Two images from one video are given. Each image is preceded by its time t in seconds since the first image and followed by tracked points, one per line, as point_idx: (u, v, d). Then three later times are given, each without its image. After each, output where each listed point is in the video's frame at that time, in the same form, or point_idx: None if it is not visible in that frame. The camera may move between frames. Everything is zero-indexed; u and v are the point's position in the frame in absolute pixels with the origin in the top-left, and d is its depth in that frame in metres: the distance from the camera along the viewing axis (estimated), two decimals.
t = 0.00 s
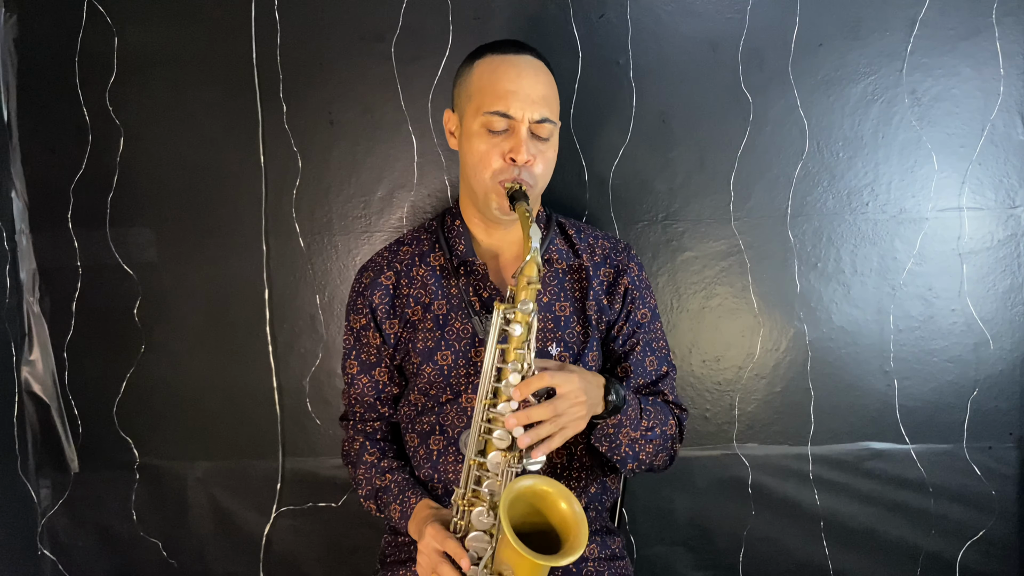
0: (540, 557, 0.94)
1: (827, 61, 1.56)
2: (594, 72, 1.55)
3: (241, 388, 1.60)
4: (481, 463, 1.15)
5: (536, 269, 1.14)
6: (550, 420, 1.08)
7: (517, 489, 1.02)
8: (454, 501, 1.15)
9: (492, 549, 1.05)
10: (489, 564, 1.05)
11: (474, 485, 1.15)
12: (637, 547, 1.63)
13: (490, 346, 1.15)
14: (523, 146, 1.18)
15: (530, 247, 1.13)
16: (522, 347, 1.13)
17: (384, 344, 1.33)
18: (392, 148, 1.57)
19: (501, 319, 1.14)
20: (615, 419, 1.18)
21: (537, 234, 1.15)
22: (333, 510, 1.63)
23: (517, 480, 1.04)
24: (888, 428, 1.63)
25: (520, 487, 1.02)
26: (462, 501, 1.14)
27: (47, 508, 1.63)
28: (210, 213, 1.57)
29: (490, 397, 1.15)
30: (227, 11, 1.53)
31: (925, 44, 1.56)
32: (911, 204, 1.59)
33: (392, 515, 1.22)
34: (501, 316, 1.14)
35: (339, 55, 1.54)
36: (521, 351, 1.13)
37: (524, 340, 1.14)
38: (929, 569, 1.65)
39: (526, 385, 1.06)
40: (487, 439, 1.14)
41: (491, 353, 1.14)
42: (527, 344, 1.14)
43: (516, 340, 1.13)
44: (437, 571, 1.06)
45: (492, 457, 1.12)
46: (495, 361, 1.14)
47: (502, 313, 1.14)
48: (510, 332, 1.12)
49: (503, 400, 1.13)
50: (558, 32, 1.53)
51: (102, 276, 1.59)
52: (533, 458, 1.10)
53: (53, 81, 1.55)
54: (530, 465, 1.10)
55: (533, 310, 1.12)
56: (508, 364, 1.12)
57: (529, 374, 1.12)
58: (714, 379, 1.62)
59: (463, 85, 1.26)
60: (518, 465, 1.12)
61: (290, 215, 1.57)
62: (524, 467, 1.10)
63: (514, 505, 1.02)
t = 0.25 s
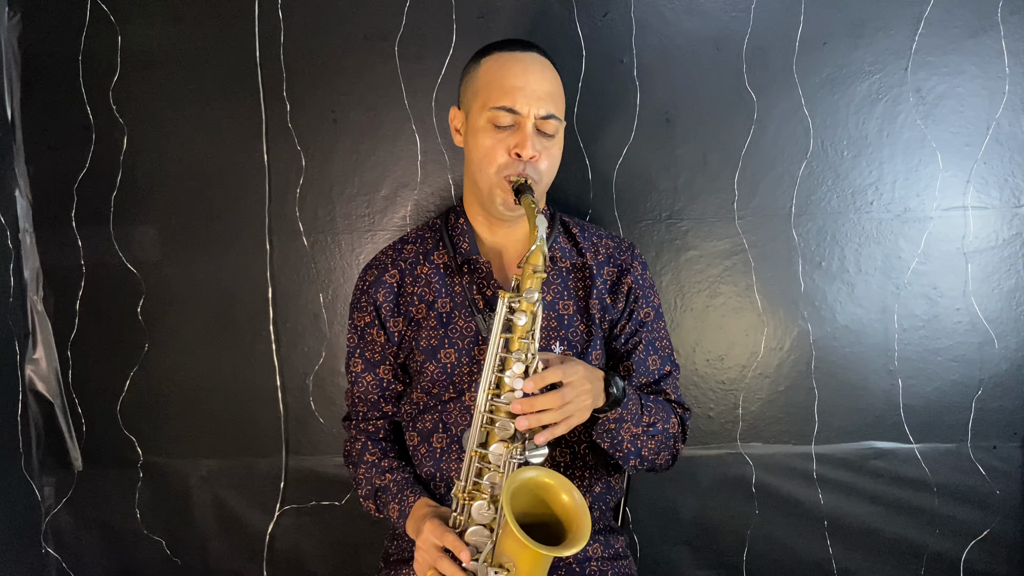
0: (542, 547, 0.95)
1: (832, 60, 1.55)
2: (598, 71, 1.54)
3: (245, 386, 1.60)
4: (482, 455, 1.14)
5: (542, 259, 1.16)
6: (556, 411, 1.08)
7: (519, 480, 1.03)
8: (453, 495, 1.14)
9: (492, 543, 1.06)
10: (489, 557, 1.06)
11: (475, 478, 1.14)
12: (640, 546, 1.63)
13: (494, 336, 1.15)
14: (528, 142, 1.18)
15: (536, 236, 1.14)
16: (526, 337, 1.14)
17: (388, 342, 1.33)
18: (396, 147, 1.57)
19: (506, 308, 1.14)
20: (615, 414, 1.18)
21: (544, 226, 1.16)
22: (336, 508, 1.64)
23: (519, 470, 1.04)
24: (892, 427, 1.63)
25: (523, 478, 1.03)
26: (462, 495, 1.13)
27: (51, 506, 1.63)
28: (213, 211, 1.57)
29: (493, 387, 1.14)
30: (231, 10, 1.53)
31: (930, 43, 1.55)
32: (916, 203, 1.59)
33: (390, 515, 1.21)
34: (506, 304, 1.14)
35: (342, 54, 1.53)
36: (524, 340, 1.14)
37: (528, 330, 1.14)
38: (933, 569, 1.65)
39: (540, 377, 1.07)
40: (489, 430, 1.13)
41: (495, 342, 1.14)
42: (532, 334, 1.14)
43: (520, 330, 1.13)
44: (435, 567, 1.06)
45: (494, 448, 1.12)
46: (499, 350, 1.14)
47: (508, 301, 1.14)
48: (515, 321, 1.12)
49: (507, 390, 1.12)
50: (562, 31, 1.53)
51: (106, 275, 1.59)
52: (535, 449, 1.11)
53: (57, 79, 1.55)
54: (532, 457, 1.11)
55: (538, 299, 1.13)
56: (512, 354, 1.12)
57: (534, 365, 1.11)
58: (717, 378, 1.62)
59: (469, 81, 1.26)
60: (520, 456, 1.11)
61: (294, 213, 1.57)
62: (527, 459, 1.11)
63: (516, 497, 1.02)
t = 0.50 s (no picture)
0: (550, 536, 0.95)
1: (835, 58, 1.55)
2: (601, 69, 1.54)
3: (247, 385, 1.60)
4: (488, 446, 1.14)
5: (552, 248, 1.17)
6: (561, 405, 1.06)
7: (529, 469, 1.03)
8: (458, 487, 1.14)
9: (496, 536, 1.06)
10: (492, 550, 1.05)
11: (480, 470, 1.13)
12: (642, 545, 1.63)
13: (502, 325, 1.16)
14: (538, 136, 1.18)
15: (548, 226, 1.14)
16: (534, 326, 1.15)
17: (393, 338, 1.33)
18: (398, 145, 1.57)
19: (515, 297, 1.15)
20: (614, 421, 1.18)
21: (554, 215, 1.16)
22: (338, 507, 1.63)
23: (529, 460, 1.05)
24: (895, 426, 1.63)
25: (531, 467, 1.03)
26: (467, 487, 1.13)
27: (53, 504, 1.62)
28: (215, 209, 1.57)
29: (500, 377, 1.15)
30: (233, 8, 1.52)
31: (934, 41, 1.55)
32: (919, 202, 1.58)
33: (391, 510, 1.20)
34: (516, 293, 1.16)
35: (345, 52, 1.53)
36: (533, 330, 1.15)
37: (537, 319, 1.15)
38: (936, 568, 1.65)
39: (556, 373, 1.06)
40: (496, 421, 1.14)
41: (503, 331, 1.15)
42: (541, 323, 1.15)
43: (528, 319, 1.14)
44: (438, 560, 1.05)
45: (500, 438, 1.12)
46: (507, 339, 1.15)
47: (516, 291, 1.16)
48: (524, 310, 1.13)
49: (514, 380, 1.13)
50: (565, 29, 1.53)
51: (108, 273, 1.59)
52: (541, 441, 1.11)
53: (59, 76, 1.55)
54: (539, 448, 1.10)
55: (547, 288, 1.14)
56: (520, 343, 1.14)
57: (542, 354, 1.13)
58: (719, 377, 1.62)
59: (478, 77, 1.26)
60: (526, 446, 1.12)
61: (296, 211, 1.57)
62: (533, 450, 1.11)
63: (524, 486, 1.02)
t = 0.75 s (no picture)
0: (549, 518, 0.94)
1: (839, 55, 1.54)
2: (604, 66, 1.54)
3: (249, 382, 1.60)
4: (488, 432, 1.14)
5: (556, 233, 1.17)
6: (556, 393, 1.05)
7: (525, 454, 1.03)
8: (457, 474, 1.14)
9: (494, 523, 1.05)
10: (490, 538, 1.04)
11: (479, 457, 1.13)
12: (645, 544, 1.62)
13: (505, 309, 1.17)
14: (546, 129, 1.18)
15: (553, 211, 1.15)
16: (537, 311, 1.16)
17: (398, 332, 1.33)
18: (400, 142, 1.56)
19: (518, 280, 1.18)
20: (603, 429, 1.17)
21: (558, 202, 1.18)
22: (340, 504, 1.63)
23: (526, 445, 1.04)
24: (898, 424, 1.63)
25: (528, 452, 1.03)
26: (466, 473, 1.13)
27: (54, 502, 1.62)
28: (217, 207, 1.56)
29: (502, 361, 1.16)
30: (235, 5, 1.52)
31: (938, 38, 1.54)
32: (923, 199, 1.58)
33: (389, 503, 1.19)
34: (519, 277, 1.18)
35: (347, 49, 1.53)
36: (535, 315, 1.16)
37: (539, 304, 1.17)
38: (939, 566, 1.64)
39: (558, 358, 1.06)
40: (496, 407, 1.14)
41: (506, 315, 1.17)
42: (542, 308, 1.17)
43: (531, 304, 1.15)
44: (435, 549, 1.03)
45: (500, 424, 1.13)
46: (510, 324, 1.16)
47: (520, 274, 1.18)
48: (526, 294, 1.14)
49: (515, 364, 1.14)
50: (568, 26, 1.52)
51: (110, 270, 1.59)
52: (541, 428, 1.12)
53: (60, 74, 1.54)
54: (540, 435, 1.11)
55: (549, 273, 1.15)
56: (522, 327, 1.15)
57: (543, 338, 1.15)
58: (722, 375, 1.62)
59: (489, 71, 1.27)
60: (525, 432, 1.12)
61: (298, 209, 1.57)
62: (533, 436, 1.11)
63: (521, 473, 1.01)
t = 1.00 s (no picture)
0: (554, 510, 0.95)
1: (840, 53, 1.54)
2: (605, 64, 1.53)
3: (249, 380, 1.60)
4: (490, 424, 1.14)
5: (564, 227, 1.19)
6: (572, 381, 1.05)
7: (530, 446, 1.04)
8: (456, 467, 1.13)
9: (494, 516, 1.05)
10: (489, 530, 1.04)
11: (481, 449, 1.13)
12: (645, 542, 1.62)
13: (511, 300, 1.17)
14: (551, 126, 1.19)
15: (561, 204, 1.16)
16: (542, 304, 1.16)
17: (400, 329, 1.33)
18: (401, 140, 1.56)
19: (525, 272, 1.17)
20: (624, 412, 1.17)
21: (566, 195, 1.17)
22: (340, 502, 1.63)
23: (531, 437, 1.06)
24: (899, 423, 1.62)
25: (532, 444, 1.04)
26: (466, 467, 1.12)
27: (55, 499, 1.62)
28: (217, 205, 1.56)
29: (506, 353, 1.15)
30: (236, 2, 1.52)
31: (940, 36, 1.54)
32: (925, 197, 1.58)
33: (387, 499, 1.19)
34: (525, 268, 1.18)
35: (348, 47, 1.52)
36: (540, 307, 1.16)
37: (545, 297, 1.17)
38: (940, 565, 1.64)
39: (571, 348, 1.06)
40: (499, 399, 1.14)
41: (512, 306, 1.16)
42: (548, 301, 1.16)
43: (537, 296, 1.16)
44: (433, 542, 1.03)
45: (504, 416, 1.12)
46: (515, 315, 1.16)
47: (526, 266, 1.18)
48: (532, 286, 1.15)
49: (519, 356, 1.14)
50: (570, 24, 1.52)
51: (110, 268, 1.59)
52: (545, 421, 1.09)
53: (61, 71, 1.54)
54: (541, 428, 1.08)
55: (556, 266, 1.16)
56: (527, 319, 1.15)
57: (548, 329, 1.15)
58: (723, 374, 1.61)
59: (494, 69, 1.28)
60: (529, 424, 1.12)
61: (298, 206, 1.57)
62: (535, 429, 1.10)
63: (526, 463, 1.03)
